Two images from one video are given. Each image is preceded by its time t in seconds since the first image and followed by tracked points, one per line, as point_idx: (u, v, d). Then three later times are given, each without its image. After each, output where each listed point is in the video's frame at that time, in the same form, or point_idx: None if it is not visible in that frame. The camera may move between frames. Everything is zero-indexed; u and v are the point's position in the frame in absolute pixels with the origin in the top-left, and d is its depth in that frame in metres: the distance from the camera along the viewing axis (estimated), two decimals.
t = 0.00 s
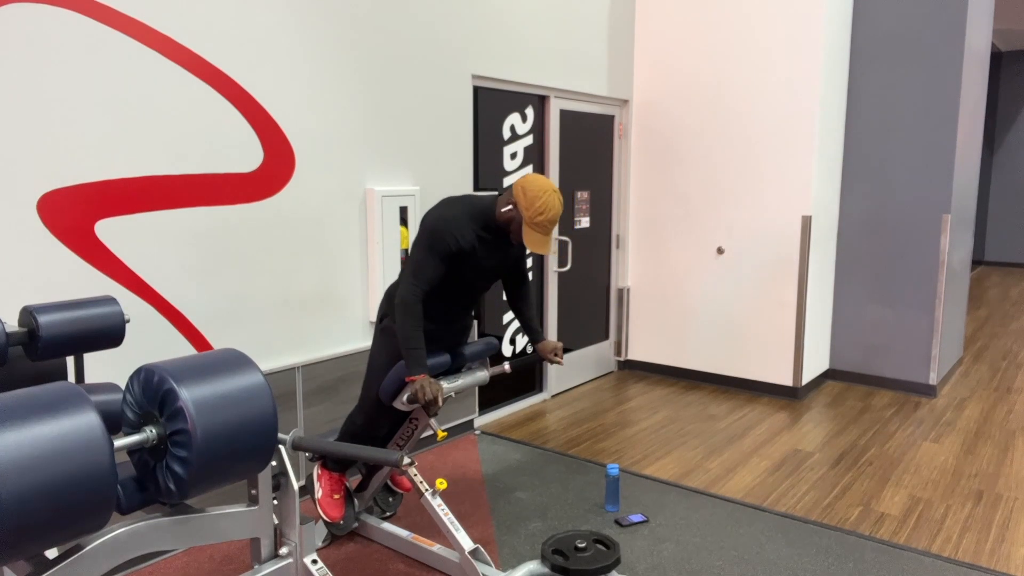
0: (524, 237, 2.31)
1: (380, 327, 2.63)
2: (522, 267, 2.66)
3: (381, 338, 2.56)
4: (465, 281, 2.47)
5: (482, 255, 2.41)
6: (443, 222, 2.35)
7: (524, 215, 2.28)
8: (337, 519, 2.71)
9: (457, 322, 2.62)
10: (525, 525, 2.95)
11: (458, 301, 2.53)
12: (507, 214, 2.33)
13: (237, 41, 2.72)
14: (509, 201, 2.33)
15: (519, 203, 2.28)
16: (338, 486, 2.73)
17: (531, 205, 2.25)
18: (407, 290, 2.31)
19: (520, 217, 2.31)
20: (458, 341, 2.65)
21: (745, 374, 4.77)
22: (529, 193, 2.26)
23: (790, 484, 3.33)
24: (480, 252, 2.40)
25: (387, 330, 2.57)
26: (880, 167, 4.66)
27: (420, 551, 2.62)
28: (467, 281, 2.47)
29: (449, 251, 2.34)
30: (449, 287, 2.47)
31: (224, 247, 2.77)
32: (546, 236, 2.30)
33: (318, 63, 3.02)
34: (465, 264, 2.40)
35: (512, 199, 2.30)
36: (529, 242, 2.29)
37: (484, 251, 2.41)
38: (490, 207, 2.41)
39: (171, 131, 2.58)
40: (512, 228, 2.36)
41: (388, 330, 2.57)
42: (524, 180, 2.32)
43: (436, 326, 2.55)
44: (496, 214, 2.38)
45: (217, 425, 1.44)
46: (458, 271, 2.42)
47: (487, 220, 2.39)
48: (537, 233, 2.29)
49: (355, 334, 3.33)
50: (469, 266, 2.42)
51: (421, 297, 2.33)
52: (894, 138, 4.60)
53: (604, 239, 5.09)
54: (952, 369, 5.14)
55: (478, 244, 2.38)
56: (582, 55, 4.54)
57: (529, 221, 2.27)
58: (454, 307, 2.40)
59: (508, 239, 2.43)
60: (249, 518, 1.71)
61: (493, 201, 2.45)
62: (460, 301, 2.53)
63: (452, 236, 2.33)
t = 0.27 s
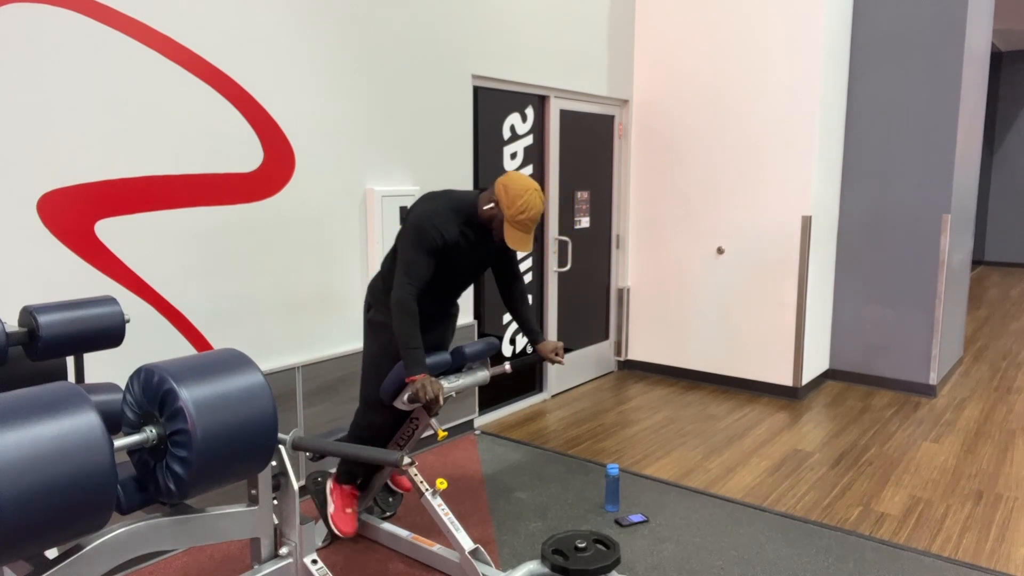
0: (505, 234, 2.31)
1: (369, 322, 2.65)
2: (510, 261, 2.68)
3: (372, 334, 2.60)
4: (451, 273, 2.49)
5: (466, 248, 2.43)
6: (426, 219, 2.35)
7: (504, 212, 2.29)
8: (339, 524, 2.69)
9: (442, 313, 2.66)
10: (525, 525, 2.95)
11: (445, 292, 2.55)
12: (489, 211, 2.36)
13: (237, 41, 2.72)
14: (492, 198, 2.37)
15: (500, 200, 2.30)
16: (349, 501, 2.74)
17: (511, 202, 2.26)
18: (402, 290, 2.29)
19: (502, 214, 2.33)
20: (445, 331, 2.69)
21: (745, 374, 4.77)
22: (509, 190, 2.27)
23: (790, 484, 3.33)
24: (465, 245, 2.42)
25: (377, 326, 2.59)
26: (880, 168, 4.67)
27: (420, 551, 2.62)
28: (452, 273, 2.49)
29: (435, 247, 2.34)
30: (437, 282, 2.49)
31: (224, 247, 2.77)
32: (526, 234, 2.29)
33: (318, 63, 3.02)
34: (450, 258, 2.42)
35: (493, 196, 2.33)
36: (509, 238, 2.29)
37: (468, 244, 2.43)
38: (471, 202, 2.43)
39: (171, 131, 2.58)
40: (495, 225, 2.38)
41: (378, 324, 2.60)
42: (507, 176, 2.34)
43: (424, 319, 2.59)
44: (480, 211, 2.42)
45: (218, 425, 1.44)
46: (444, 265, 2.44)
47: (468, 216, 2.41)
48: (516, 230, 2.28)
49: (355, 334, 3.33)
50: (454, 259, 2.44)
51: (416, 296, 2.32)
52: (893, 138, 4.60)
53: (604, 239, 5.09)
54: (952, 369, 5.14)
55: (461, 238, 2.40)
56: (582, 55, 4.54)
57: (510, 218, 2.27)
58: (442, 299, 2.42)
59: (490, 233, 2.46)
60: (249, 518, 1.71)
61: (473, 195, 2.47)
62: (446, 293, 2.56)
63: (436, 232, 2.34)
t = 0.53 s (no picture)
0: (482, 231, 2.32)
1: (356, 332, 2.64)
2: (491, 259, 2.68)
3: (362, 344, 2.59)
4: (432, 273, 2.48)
5: (445, 247, 2.42)
6: (404, 221, 2.33)
7: (478, 208, 2.29)
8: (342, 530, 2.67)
9: (424, 313, 2.65)
10: (525, 525, 2.95)
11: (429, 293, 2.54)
12: (465, 209, 2.37)
13: (238, 41, 2.72)
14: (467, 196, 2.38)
15: (473, 198, 2.30)
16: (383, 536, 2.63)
17: (484, 198, 2.26)
18: (388, 295, 2.27)
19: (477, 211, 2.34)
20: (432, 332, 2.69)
21: (745, 374, 4.77)
22: (482, 186, 2.27)
23: (790, 484, 3.33)
24: (445, 244, 2.41)
25: (366, 335, 2.59)
26: (880, 168, 4.67)
27: (420, 550, 2.62)
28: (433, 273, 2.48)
29: (416, 248, 2.32)
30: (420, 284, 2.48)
31: (224, 247, 2.77)
32: (502, 228, 2.30)
33: (319, 63, 3.02)
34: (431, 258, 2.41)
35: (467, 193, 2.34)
36: (486, 235, 2.30)
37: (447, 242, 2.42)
38: (445, 203, 2.44)
39: (171, 131, 2.58)
40: (472, 222, 2.39)
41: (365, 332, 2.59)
42: (479, 172, 2.32)
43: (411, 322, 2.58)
44: (455, 209, 2.42)
45: (218, 425, 1.44)
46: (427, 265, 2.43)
47: (444, 216, 2.41)
48: (492, 226, 2.29)
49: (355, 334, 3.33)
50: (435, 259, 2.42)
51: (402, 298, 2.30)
52: (893, 139, 4.60)
53: (604, 239, 5.09)
54: (952, 369, 5.14)
55: (440, 237, 2.38)
56: (583, 55, 4.54)
57: (486, 215, 2.27)
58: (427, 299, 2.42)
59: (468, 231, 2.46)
60: (249, 518, 1.71)
61: (447, 196, 2.48)
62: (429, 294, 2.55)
63: (416, 234, 2.32)
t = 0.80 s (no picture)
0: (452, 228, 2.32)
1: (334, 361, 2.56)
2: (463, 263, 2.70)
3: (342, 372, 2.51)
4: (407, 284, 2.45)
5: (416, 256, 2.41)
6: (373, 232, 2.32)
7: (444, 207, 2.31)
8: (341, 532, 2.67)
9: (405, 328, 2.62)
10: (525, 525, 2.95)
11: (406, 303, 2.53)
12: (428, 211, 2.35)
13: (238, 41, 2.72)
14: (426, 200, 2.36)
15: (436, 197, 2.30)
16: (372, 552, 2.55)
17: (448, 195, 2.29)
18: (365, 307, 2.25)
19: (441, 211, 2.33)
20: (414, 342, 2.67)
21: (745, 374, 4.77)
22: (444, 185, 2.30)
23: (790, 484, 3.34)
24: (416, 250, 2.40)
25: (344, 362, 2.51)
26: (880, 168, 4.67)
27: (420, 551, 2.62)
28: (408, 285, 2.46)
29: (389, 258, 2.31)
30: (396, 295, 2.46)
31: (224, 247, 2.77)
32: (471, 219, 2.33)
33: (319, 63, 3.02)
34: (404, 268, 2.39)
35: (427, 195, 2.33)
36: (456, 230, 2.31)
37: (418, 251, 2.42)
38: (409, 211, 2.43)
39: (171, 131, 2.58)
40: (436, 224, 2.38)
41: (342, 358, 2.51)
42: (434, 174, 2.34)
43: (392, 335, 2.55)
44: (416, 216, 2.41)
45: (217, 425, 1.44)
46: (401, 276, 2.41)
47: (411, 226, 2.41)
48: (462, 220, 2.31)
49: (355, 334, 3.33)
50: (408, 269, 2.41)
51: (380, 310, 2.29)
52: (893, 139, 4.60)
53: (604, 239, 5.09)
54: (952, 369, 5.14)
55: (411, 246, 2.38)
56: (583, 55, 4.54)
57: (451, 210, 2.30)
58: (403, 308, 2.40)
59: (436, 238, 2.47)
60: (249, 518, 1.71)
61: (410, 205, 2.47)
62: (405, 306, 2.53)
63: (387, 244, 2.31)
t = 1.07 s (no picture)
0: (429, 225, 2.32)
1: (327, 367, 2.54)
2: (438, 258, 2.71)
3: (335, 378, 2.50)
4: (392, 285, 2.45)
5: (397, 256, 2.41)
6: (353, 238, 2.31)
7: (418, 205, 2.31)
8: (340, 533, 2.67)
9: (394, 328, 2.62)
10: (524, 525, 2.95)
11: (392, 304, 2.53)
12: (403, 212, 2.36)
13: (238, 41, 2.72)
14: (400, 200, 2.36)
15: (410, 198, 2.31)
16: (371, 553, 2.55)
17: (422, 194, 2.30)
18: (354, 312, 2.25)
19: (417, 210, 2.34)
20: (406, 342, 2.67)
21: (745, 374, 4.77)
22: (418, 184, 2.30)
23: (790, 484, 3.33)
24: (396, 250, 2.41)
25: (337, 369, 2.50)
26: (879, 168, 4.67)
27: (420, 551, 2.62)
28: (392, 286, 2.46)
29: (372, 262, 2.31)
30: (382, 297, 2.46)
31: (225, 247, 2.77)
32: (448, 216, 2.34)
33: (319, 63, 3.02)
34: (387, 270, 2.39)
35: (401, 196, 2.33)
36: (434, 228, 2.31)
37: (399, 252, 2.42)
38: (384, 213, 2.43)
39: (171, 131, 2.58)
40: (412, 222, 2.40)
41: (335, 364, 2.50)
42: (405, 174, 2.35)
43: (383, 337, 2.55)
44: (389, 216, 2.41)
45: (217, 426, 1.44)
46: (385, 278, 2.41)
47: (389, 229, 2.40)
48: (440, 217, 2.32)
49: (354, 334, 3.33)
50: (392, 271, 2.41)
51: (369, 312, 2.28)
52: (893, 139, 4.60)
53: (604, 239, 5.09)
54: (952, 369, 5.14)
55: (390, 246, 2.38)
56: (583, 55, 4.54)
57: (426, 208, 2.30)
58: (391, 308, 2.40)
59: (414, 236, 2.47)
60: (249, 518, 1.71)
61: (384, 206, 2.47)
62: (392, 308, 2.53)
63: (368, 248, 2.30)
